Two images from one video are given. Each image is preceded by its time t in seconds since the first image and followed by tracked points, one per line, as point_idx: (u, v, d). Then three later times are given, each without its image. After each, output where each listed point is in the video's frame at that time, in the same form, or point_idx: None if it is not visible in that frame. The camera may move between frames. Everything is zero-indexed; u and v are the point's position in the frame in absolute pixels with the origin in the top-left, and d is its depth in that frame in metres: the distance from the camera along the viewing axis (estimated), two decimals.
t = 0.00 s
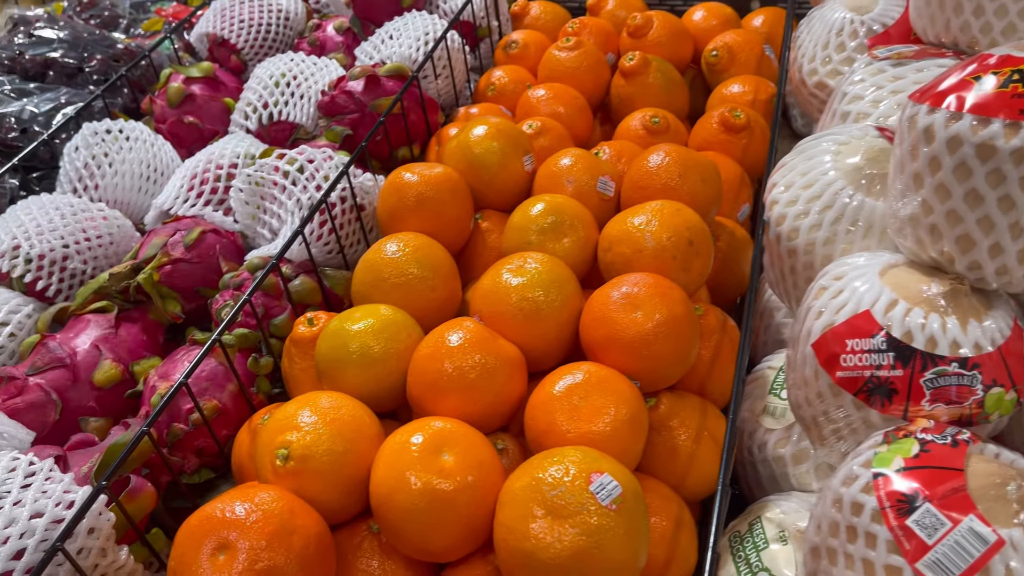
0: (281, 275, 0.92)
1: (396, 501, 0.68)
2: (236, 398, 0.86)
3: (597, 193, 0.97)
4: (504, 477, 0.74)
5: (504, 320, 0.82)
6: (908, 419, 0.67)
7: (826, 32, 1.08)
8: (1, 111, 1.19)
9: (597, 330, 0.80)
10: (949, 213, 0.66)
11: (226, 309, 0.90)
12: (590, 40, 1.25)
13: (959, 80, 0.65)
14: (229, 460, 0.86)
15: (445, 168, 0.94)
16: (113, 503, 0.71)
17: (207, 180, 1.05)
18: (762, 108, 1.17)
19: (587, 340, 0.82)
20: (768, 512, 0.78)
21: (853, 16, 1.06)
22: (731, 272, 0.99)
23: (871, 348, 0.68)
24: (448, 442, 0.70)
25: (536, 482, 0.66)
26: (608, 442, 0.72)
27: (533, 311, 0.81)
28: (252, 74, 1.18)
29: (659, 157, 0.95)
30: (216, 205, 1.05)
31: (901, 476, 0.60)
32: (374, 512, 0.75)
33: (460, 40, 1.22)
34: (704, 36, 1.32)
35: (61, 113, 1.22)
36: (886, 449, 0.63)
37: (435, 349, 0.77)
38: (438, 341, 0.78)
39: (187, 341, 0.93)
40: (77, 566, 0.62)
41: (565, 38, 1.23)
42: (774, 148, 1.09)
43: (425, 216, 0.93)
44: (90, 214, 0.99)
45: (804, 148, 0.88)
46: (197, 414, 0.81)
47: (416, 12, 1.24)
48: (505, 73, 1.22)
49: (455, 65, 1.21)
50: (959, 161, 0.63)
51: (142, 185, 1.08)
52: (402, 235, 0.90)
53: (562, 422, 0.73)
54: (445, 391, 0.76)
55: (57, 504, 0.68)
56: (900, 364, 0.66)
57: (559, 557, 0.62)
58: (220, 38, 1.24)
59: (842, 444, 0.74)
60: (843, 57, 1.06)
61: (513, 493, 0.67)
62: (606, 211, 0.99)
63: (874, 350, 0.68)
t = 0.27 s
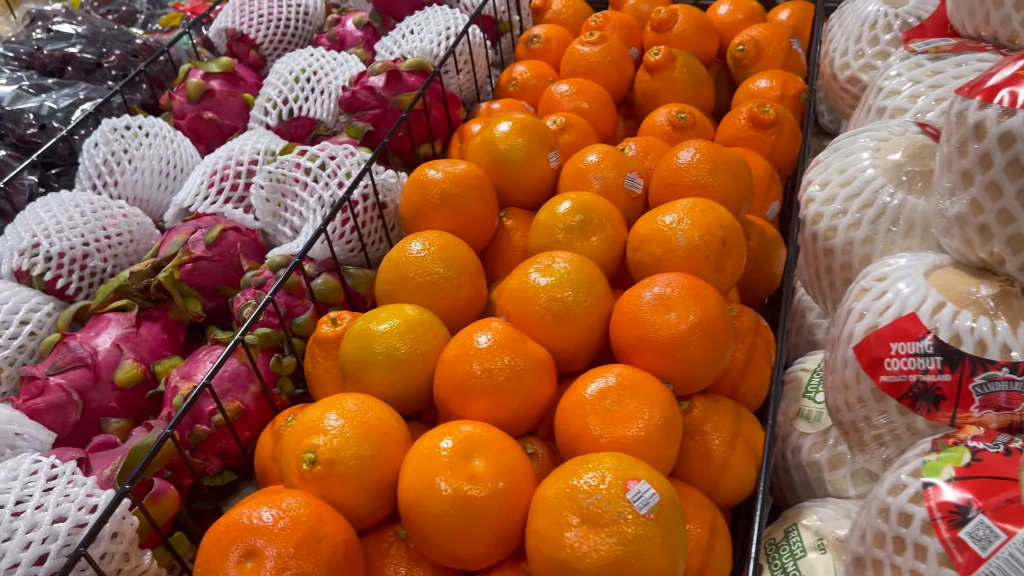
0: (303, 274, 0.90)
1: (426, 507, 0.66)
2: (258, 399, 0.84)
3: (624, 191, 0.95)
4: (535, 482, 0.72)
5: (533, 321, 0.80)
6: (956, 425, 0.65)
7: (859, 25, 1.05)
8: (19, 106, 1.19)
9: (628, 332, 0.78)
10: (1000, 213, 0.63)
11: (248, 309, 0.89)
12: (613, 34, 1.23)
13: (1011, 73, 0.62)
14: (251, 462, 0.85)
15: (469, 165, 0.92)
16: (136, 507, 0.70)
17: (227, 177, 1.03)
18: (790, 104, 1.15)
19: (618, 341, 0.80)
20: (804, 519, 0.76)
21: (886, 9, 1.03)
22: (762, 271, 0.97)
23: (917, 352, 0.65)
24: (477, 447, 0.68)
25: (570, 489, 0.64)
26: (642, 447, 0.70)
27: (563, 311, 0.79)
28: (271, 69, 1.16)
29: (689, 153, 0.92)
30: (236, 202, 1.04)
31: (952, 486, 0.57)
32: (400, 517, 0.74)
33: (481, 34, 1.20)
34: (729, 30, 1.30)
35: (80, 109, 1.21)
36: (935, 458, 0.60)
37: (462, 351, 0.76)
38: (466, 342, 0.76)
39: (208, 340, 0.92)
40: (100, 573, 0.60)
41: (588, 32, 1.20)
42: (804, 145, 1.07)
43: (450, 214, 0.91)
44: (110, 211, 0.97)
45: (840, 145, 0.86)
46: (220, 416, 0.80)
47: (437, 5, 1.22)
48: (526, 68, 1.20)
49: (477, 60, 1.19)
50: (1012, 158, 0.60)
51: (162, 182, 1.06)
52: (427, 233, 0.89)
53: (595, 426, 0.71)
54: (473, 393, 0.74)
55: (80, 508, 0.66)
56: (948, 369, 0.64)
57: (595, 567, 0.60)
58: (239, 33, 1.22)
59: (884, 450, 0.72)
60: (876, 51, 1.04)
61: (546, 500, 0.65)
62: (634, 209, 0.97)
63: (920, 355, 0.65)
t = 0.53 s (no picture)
0: (325, 278, 0.89)
1: (455, 519, 0.65)
2: (280, 405, 0.83)
3: (651, 193, 0.93)
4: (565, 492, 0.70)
5: (561, 327, 0.78)
6: (1002, 437, 0.63)
7: (889, 23, 1.03)
8: (37, 108, 1.18)
9: (659, 338, 0.76)
10: None
11: (269, 313, 0.88)
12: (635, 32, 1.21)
13: None
14: (274, 469, 0.84)
15: (493, 166, 0.90)
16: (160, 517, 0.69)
17: (246, 178, 1.02)
18: (817, 103, 1.12)
19: (648, 348, 0.79)
20: (840, 531, 0.75)
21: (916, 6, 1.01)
22: (791, 274, 0.95)
23: (962, 361, 0.63)
24: (508, 457, 0.67)
25: (605, 502, 0.62)
26: (676, 457, 0.68)
27: (592, 317, 0.77)
28: (289, 69, 1.15)
29: (718, 154, 0.90)
30: (255, 204, 1.03)
31: (1001, 502, 0.55)
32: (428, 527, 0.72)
33: (501, 32, 1.18)
34: (753, 28, 1.27)
35: (97, 110, 1.21)
36: (982, 471, 0.58)
37: (490, 358, 0.74)
38: (493, 349, 0.75)
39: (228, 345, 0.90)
40: None
41: (610, 31, 1.18)
42: (833, 145, 1.05)
43: (474, 216, 0.89)
44: (129, 213, 0.96)
45: (875, 146, 0.84)
46: (242, 422, 0.78)
47: (456, 4, 1.20)
48: (547, 67, 1.18)
49: (497, 60, 1.18)
50: None
51: (180, 183, 1.05)
52: (451, 236, 0.87)
53: (627, 436, 0.69)
54: (501, 401, 0.72)
55: (103, 518, 0.65)
56: (995, 379, 0.61)
57: None
58: (257, 32, 1.22)
59: (925, 461, 0.70)
60: (907, 49, 1.01)
61: (579, 513, 0.63)
62: (660, 211, 0.95)
63: (966, 364, 0.63)
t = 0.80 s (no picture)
0: (342, 288, 0.88)
1: (478, 537, 0.64)
2: (298, 417, 0.82)
3: (671, 202, 0.92)
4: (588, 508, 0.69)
5: (582, 339, 0.77)
6: None
7: (910, 28, 1.02)
8: (53, 116, 1.18)
9: (682, 351, 0.75)
10: None
11: (286, 323, 0.87)
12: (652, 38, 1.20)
13: None
14: (291, 481, 0.83)
15: (511, 175, 0.89)
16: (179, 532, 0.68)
17: (262, 187, 1.01)
18: (836, 109, 1.11)
19: (670, 360, 0.78)
20: (866, 547, 0.73)
21: (939, 12, 1.00)
22: (813, 284, 0.93)
23: (995, 378, 0.61)
24: (531, 474, 0.66)
25: (631, 521, 0.61)
26: (701, 474, 0.67)
27: (613, 329, 0.76)
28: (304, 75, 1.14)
29: (739, 163, 0.89)
30: (271, 212, 1.02)
31: None
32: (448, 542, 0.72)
33: (516, 38, 1.18)
34: (771, 32, 1.26)
35: (113, 118, 1.20)
36: (1018, 491, 0.57)
37: (511, 372, 0.73)
38: (514, 362, 0.74)
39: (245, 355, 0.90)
40: None
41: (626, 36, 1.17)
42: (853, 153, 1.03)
43: (492, 226, 0.88)
44: (146, 222, 0.96)
45: (900, 155, 0.82)
46: (260, 435, 0.78)
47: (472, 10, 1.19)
48: (563, 73, 1.17)
49: (512, 66, 1.17)
50: None
51: (196, 192, 1.05)
52: (469, 247, 0.86)
53: (651, 451, 0.68)
54: (523, 416, 0.71)
55: (122, 534, 0.64)
56: None
57: None
58: (272, 39, 1.21)
59: (955, 477, 0.69)
60: (929, 55, 1.00)
61: (604, 532, 0.62)
62: (680, 220, 0.94)
63: (999, 380, 0.61)
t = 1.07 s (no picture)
0: (358, 299, 0.88)
1: (499, 553, 0.63)
2: (316, 429, 0.82)
3: (688, 212, 0.91)
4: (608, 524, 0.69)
5: (601, 352, 0.77)
6: None
7: (928, 36, 1.01)
8: (69, 126, 1.19)
9: (702, 365, 0.75)
10: None
11: (302, 334, 0.87)
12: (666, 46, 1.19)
13: None
14: (308, 494, 0.83)
15: (527, 186, 0.89)
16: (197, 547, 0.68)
17: (277, 197, 1.01)
18: (853, 117, 1.10)
19: (690, 374, 0.77)
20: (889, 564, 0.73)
21: (958, 20, 0.99)
22: (832, 295, 0.93)
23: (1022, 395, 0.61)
24: (551, 490, 0.65)
25: (654, 540, 0.60)
26: (723, 490, 0.66)
27: (632, 342, 0.76)
28: (318, 85, 1.14)
29: (757, 174, 0.89)
30: (286, 222, 1.02)
31: None
32: (467, 557, 0.71)
33: (530, 46, 1.17)
34: (786, 39, 1.25)
35: (128, 127, 1.21)
36: None
37: (530, 386, 0.73)
38: (533, 376, 0.73)
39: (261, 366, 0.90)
40: None
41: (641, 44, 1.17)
42: (871, 162, 1.03)
43: (509, 237, 0.88)
44: (161, 233, 0.96)
45: (922, 167, 0.82)
46: (277, 448, 0.77)
47: (486, 18, 1.18)
48: (577, 82, 1.16)
49: (527, 74, 1.16)
50: None
51: (212, 202, 1.05)
52: (486, 258, 0.86)
53: (672, 467, 0.68)
54: (542, 430, 0.71)
55: (142, 549, 0.64)
56: None
57: None
58: (286, 48, 1.21)
59: (981, 494, 0.68)
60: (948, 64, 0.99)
61: (627, 550, 0.62)
62: (697, 231, 0.93)
63: None
